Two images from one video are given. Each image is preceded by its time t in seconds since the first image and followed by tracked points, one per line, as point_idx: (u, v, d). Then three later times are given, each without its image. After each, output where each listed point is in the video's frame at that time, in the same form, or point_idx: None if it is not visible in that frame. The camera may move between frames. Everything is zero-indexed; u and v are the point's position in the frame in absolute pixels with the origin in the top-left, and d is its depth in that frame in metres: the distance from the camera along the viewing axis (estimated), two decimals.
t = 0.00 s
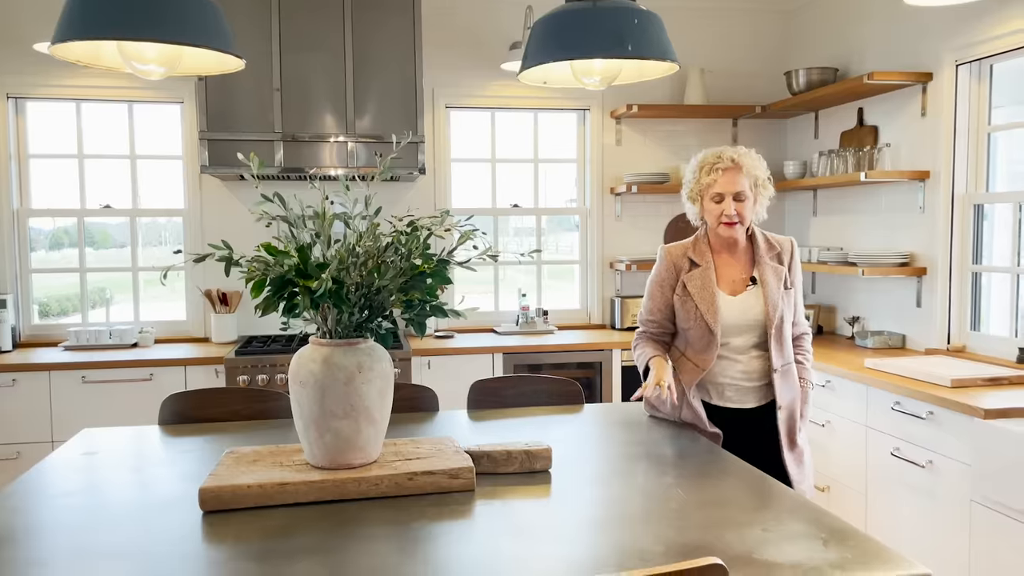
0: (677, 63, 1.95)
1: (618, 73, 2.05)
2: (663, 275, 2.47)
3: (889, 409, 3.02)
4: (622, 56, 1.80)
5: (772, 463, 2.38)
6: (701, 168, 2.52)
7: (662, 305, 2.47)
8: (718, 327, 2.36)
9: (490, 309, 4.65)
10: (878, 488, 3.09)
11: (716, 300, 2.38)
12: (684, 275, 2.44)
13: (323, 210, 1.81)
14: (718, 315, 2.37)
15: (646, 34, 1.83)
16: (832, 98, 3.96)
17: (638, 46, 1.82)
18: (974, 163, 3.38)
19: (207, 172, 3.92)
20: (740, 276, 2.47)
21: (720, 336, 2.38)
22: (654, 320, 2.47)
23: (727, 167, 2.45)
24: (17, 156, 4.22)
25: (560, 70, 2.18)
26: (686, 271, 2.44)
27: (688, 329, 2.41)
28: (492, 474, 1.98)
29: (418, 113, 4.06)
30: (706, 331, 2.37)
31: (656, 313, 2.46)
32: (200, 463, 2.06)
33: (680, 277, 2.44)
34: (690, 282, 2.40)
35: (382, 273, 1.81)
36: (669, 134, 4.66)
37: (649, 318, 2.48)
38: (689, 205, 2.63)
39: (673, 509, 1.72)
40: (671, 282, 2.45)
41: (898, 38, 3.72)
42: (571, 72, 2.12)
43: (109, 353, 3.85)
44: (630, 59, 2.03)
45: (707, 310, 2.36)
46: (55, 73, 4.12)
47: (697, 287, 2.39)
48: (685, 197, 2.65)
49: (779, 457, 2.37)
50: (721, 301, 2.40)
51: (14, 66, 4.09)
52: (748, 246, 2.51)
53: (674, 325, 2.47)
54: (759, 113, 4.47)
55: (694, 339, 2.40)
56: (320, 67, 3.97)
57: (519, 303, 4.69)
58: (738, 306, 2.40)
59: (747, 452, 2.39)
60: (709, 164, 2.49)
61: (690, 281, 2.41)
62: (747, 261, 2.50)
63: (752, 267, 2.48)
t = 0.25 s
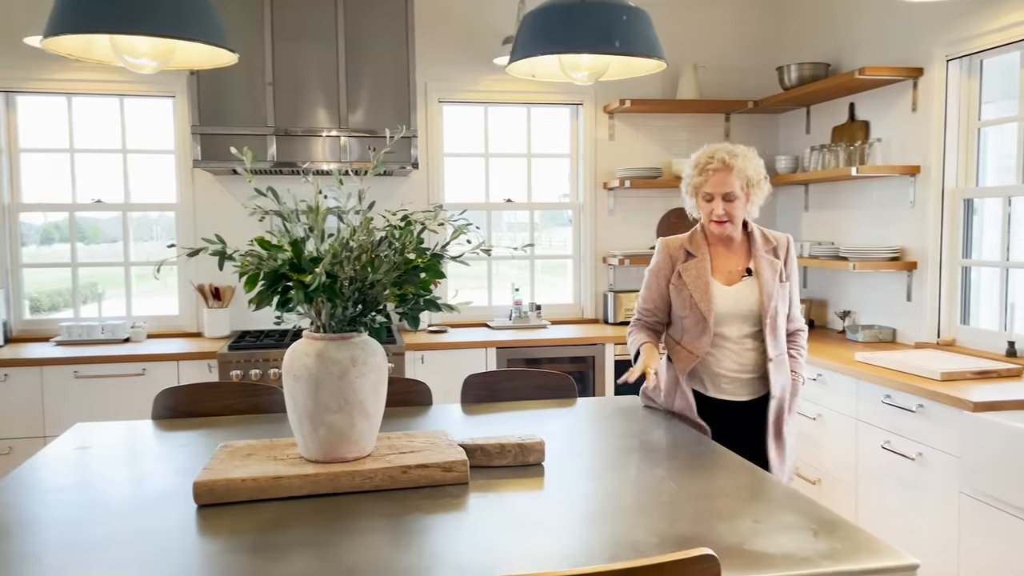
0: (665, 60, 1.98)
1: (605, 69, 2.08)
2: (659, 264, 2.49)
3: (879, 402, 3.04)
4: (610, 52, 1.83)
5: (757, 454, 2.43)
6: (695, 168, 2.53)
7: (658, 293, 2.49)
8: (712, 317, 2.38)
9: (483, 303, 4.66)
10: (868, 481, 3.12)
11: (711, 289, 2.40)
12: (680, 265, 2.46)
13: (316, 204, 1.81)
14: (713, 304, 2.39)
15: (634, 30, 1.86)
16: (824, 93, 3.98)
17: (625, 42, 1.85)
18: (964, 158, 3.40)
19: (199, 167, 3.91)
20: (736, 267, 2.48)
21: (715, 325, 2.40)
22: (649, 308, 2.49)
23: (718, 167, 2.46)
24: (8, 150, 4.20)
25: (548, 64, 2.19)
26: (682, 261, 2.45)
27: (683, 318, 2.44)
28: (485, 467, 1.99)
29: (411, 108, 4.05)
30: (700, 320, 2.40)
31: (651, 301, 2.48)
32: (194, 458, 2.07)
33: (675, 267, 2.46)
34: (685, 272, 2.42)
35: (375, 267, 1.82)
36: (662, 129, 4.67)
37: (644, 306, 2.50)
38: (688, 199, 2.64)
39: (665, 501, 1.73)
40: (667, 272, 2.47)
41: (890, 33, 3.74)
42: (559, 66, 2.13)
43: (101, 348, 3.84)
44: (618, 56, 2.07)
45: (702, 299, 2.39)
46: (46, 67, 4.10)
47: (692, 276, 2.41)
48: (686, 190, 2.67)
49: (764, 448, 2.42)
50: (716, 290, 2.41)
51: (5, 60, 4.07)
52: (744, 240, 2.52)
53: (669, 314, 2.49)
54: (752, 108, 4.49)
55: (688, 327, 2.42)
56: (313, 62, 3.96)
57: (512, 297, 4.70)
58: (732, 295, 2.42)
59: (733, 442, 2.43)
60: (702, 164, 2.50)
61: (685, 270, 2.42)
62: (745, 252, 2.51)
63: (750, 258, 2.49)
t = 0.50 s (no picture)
0: (651, 56, 1.99)
1: (592, 64, 2.08)
2: (659, 258, 2.59)
3: (867, 396, 3.06)
4: (596, 46, 1.84)
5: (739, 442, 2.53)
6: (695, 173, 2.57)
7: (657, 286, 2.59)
8: (705, 310, 2.47)
9: (474, 299, 4.66)
10: (857, 475, 3.14)
11: (706, 284, 2.50)
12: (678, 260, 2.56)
13: (306, 200, 1.80)
14: (707, 299, 2.49)
15: (620, 26, 1.87)
16: (813, 89, 3.99)
17: (612, 37, 1.86)
18: (952, 154, 3.43)
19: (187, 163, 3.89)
20: (733, 264, 2.55)
21: (709, 318, 2.50)
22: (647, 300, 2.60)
23: (717, 175, 2.49)
24: None
25: (535, 59, 2.19)
26: (680, 257, 2.55)
27: (679, 312, 2.53)
28: (476, 463, 1.99)
29: (401, 103, 4.04)
30: (695, 313, 2.49)
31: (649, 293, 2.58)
32: (184, 454, 2.06)
33: (674, 262, 2.56)
34: (682, 267, 2.52)
35: (365, 263, 1.81)
36: (652, 125, 4.67)
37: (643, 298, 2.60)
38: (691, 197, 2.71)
39: (655, 495, 1.74)
40: (665, 266, 2.57)
41: (879, 30, 3.76)
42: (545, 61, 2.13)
43: (89, 344, 3.82)
44: (604, 51, 2.07)
45: (697, 293, 2.49)
46: (32, 62, 4.07)
47: (688, 273, 2.51)
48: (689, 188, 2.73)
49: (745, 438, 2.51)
50: (711, 285, 2.51)
51: None
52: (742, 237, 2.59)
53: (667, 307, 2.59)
54: (742, 104, 4.50)
55: (683, 320, 2.52)
56: (303, 57, 3.94)
57: (503, 293, 4.69)
58: (727, 290, 2.50)
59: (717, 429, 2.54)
60: (702, 170, 2.54)
61: (683, 266, 2.53)
62: (742, 249, 2.57)
63: (746, 256, 2.56)
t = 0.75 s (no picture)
0: (636, 52, 2.00)
1: (577, 61, 2.08)
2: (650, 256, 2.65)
3: (854, 392, 3.08)
4: (583, 42, 1.85)
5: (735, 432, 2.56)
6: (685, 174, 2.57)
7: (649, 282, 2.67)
8: (693, 308, 2.53)
9: (463, 297, 4.65)
10: (844, 470, 3.16)
11: (694, 281, 2.55)
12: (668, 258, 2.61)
13: (293, 197, 1.79)
14: (695, 295, 2.54)
15: (604, 21, 1.88)
16: (801, 86, 4.01)
17: (597, 33, 1.86)
18: (938, 151, 3.45)
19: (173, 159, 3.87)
20: (721, 262, 2.59)
21: (697, 313, 2.55)
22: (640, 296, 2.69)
23: (707, 178, 2.49)
24: None
25: (521, 54, 2.20)
26: (670, 255, 2.61)
27: (669, 308, 2.59)
28: (464, 460, 1.99)
29: (390, 100, 4.03)
30: (683, 310, 2.55)
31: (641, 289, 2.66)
32: (170, 452, 2.05)
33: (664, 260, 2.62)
34: (671, 265, 2.57)
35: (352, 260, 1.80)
36: (641, 122, 4.68)
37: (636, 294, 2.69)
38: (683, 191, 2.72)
39: (643, 491, 1.74)
40: (656, 263, 2.63)
41: (866, 27, 3.77)
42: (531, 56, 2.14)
43: (76, 342, 3.79)
44: (590, 47, 2.07)
45: (683, 290, 2.55)
46: (17, 58, 4.04)
47: (676, 270, 2.57)
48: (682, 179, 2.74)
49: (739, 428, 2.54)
50: (700, 282, 2.56)
51: None
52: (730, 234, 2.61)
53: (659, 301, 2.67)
54: (730, 101, 4.51)
55: (671, 316, 2.58)
56: (291, 53, 3.93)
57: (492, 290, 4.69)
58: (715, 287, 2.55)
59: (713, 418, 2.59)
60: (692, 172, 2.53)
61: (672, 264, 2.58)
62: (730, 246, 2.61)
63: (734, 253, 2.60)
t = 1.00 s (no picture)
0: (623, 50, 2.00)
1: (564, 57, 2.09)
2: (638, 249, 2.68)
3: (840, 389, 3.09)
4: (569, 38, 1.85)
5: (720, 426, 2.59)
6: (676, 166, 2.58)
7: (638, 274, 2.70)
8: (680, 298, 2.56)
9: (451, 295, 4.64)
10: (830, 467, 3.17)
11: (681, 273, 2.58)
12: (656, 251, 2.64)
13: (277, 194, 1.78)
14: (682, 287, 2.57)
15: (592, 18, 1.88)
16: (788, 84, 4.02)
17: (584, 29, 1.86)
18: (923, 150, 3.47)
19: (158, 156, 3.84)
20: (706, 256, 2.62)
21: (684, 305, 2.58)
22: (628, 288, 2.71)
23: (699, 171, 2.51)
24: None
25: (508, 52, 2.18)
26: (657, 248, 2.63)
27: (656, 300, 2.62)
28: (450, 458, 1.99)
29: (377, 97, 4.02)
30: (670, 301, 2.58)
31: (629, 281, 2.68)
32: (154, 451, 2.03)
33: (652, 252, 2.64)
34: (658, 258, 2.60)
35: (337, 258, 1.79)
36: (629, 120, 4.68)
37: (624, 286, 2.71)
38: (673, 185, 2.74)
39: (629, 489, 1.74)
40: (645, 254, 2.65)
41: (853, 25, 3.79)
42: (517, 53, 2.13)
43: (60, 341, 3.76)
44: (577, 43, 2.08)
45: (672, 281, 2.57)
46: None
47: (664, 262, 2.59)
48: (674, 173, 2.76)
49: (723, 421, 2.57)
50: (686, 276, 2.58)
51: None
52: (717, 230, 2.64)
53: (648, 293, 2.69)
54: (717, 99, 4.52)
55: (659, 307, 2.61)
56: (277, 50, 3.91)
57: (480, 288, 4.68)
58: (700, 280, 2.58)
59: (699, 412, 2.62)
60: (684, 165, 2.55)
61: (660, 256, 2.60)
62: (715, 241, 2.63)
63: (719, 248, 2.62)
